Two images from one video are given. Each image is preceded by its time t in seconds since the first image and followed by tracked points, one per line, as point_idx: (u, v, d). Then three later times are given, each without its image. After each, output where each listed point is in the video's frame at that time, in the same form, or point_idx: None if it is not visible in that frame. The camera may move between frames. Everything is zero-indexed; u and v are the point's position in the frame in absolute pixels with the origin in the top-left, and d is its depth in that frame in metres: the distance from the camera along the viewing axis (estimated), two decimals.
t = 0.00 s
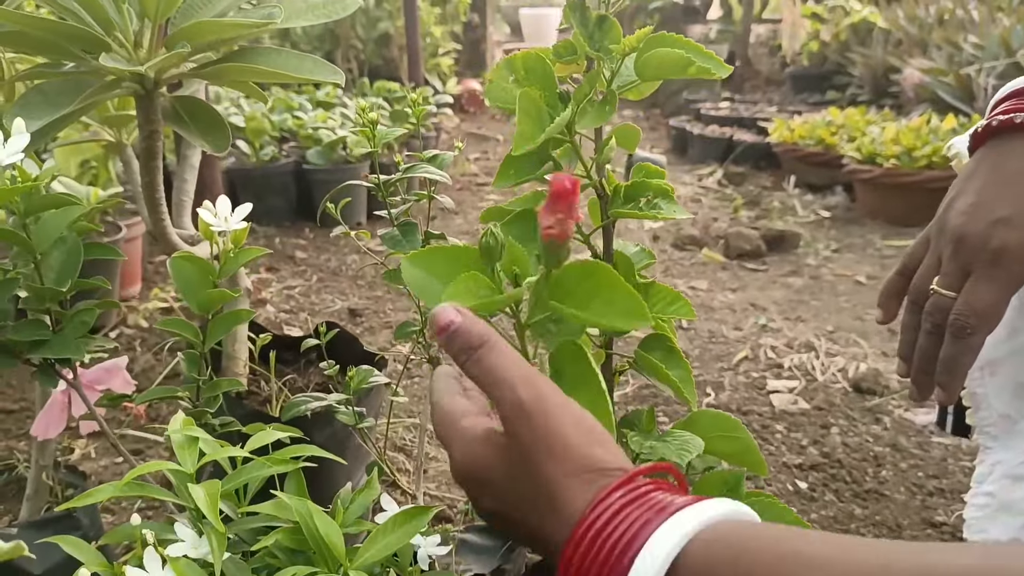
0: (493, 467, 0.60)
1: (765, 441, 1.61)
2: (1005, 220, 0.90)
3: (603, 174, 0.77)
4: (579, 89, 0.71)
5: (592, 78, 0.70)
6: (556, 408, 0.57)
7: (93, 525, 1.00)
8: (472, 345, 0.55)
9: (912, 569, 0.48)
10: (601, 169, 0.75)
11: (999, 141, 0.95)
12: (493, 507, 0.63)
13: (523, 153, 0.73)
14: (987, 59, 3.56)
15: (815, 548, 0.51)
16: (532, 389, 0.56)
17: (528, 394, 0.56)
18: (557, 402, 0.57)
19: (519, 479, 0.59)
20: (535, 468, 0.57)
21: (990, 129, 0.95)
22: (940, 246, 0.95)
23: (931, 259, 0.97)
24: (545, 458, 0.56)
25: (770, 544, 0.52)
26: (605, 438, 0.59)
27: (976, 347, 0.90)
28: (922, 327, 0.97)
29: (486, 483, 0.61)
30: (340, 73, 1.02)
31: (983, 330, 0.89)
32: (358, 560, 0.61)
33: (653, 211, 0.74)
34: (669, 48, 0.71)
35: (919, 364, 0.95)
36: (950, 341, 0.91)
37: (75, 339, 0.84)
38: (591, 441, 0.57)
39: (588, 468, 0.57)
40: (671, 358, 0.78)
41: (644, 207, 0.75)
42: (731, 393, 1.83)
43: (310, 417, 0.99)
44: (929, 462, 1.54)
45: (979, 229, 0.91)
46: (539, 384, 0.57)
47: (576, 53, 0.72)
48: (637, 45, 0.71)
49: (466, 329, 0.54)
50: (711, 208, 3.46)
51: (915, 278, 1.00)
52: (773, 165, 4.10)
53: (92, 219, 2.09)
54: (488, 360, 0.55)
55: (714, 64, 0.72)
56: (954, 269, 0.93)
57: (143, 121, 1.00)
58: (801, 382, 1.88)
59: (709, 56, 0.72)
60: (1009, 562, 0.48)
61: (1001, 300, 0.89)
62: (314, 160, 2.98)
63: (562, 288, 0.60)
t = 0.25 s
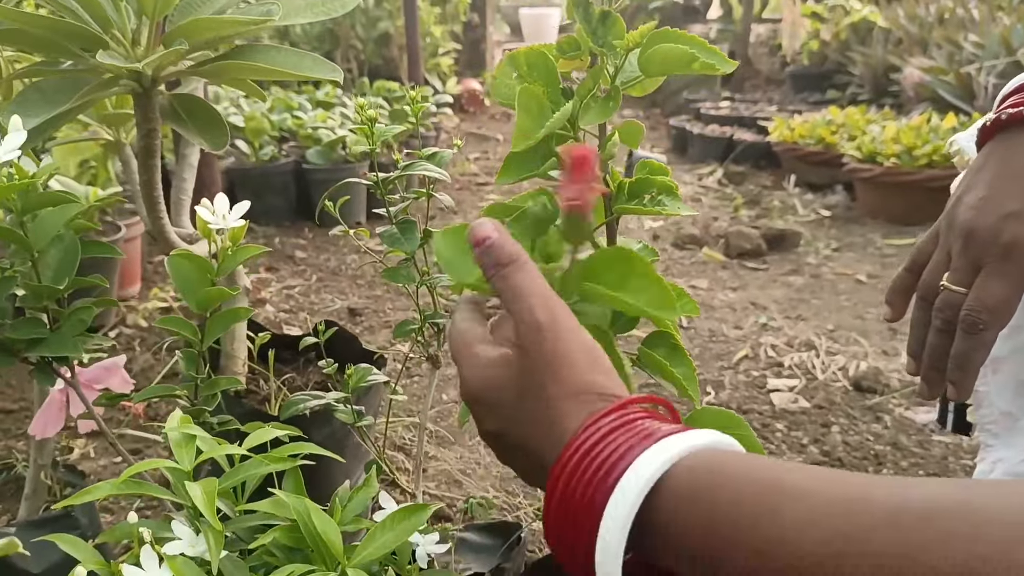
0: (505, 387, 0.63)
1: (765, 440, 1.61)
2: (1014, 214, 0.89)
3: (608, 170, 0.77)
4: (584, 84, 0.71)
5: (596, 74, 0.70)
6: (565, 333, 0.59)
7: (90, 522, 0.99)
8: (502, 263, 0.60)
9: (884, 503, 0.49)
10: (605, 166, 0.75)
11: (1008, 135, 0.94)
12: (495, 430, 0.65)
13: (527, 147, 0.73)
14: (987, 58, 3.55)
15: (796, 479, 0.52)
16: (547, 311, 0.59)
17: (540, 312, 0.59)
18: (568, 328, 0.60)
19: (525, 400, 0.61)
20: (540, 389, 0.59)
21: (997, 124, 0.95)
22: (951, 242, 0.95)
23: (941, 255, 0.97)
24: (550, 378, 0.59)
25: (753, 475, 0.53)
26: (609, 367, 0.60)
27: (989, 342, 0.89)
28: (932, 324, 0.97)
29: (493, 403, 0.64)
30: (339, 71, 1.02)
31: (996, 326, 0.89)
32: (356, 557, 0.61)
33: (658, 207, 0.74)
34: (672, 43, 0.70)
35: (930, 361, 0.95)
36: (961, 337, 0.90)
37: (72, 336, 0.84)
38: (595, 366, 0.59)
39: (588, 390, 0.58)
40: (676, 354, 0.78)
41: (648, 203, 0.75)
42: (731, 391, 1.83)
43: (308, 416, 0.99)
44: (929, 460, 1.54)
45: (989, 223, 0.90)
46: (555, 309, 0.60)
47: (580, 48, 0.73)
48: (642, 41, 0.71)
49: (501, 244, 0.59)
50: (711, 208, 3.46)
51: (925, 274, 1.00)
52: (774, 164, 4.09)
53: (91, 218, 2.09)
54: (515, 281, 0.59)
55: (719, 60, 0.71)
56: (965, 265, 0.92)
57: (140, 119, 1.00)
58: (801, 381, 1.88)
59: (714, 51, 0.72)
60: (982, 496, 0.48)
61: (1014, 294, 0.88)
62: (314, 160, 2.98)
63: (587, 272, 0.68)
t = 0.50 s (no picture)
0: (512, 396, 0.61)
1: (766, 438, 1.60)
2: (1012, 211, 0.88)
3: (615, 167, 0.77)
4: (596, 80, 0.70)
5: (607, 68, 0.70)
6: (582, 342, 0.59)
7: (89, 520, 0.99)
8: (531, 283, 0.61)
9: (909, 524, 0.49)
10: (613, 162, 0.75)
11: (1005, 132, 0.93)
12: (500, 442, 0.63)
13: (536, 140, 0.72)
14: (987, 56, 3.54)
15: (819, 496, 0.52)
16: (567, 321, 0.59)
17: (557, 323, 0.59)
18: (587, 337, 0.60)
19: (535, 410, 0.59)
20: (554, 397, 0.58)
21: (996, 120, 0.94)
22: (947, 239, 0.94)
23: (937, 252, 0.96)
24: (568, 388, 0.58)
25: (774, 491, 0.53)
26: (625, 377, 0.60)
27: (986, 339, 0.89)
28: (929, 320, 0.96)
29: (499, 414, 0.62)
30: (335, 68, 1.02)
31: (992, 323, 0.88)
32: (356, 555, 0.61)
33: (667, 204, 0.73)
34: (686, 39, 0.69)
35: (926, 357, 0.94)
36: (957, 333, 0.89)
37: (69, 334, 0.83)
38: (613, 376, 0.59)
39: (605, 401, 0.58)
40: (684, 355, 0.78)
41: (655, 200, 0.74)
42: (732, 390, 1.82)
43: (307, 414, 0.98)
44: (931, 459, 1.53)
45: (987, 220, 0.90)
46: (575, 321, 0.60)
47: (591, 42, 0.73)
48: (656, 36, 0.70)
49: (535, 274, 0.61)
50: (712, 207, 3.46)
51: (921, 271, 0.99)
52: (774, 163, 4.09)
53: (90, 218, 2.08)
54: (536, 298, 0.60)
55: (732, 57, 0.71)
56: (962, 261, 0.92)
57: (138, 116, 0.99)
58: (801, 379, 1.87)
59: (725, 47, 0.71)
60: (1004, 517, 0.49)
61: (1010, 292, 0.88)
62: (314, 160, 2.98)
63: (615, 307, 0.65)
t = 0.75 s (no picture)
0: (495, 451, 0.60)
1: (765, 437, 1.60)
2: (1010, 207, 0.88)
3: (613, 166, 0.76)
4: (593, 77, 0.69)
5: (605, 66, 0.69)
6: (566, 389, 0.58)
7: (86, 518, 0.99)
8: (521, 339, 0.61)
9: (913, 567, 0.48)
10: (612, 161, 0.74)
11: (1003, 128, 0.93)
12: (488, 501, 0.62)
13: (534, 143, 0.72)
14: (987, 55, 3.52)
15: (818, 542, 0.51)
16: (552, 370, 0.59)
17: (542, 373, 0.59)
18: (572, 385, 0.59)
19: (518, 462, 0.58)
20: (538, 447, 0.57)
21: (996, 115, 0.93)
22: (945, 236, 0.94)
23: (935, 249, 0.96)
24: (553, 436, 0.57)
25: (770, 536, 0.51)
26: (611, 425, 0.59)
27: (984, 334, 0.89)
28: (927, 316, 0.96)
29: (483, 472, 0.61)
30: (333, 65, 1.01)
31: (990, 319, 0.88)
32: (351, 553, 0.60)
33: (665, 205, 0.72)
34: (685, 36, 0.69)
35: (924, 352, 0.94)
36: (955, 329, 0.89)
37: (63, 333, 0.83)
38: (598, 423, 0.58)
39: (592, 450, 0.57)
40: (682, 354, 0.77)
41: (655, 199, 0.73)
42: (731, 389, 1.82)
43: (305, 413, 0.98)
44: (930, 457, 1.53)
45: (985, 216, 0.89)
46: (560, 371, 0.60)
47: (589, 40, 0.71)
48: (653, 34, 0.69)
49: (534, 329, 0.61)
50: (711, 206, 3.45)
51: (919, 268, 0.99)
52: (774, 162, 4.09)
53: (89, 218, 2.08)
54: (523, 351, 0.60)
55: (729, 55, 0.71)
56: (960, 258, 0.92)
57: (134, 114, 0.99)
58: (801, 378, 1.87)
59: (723, 45, 0.71)
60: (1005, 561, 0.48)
61: (1009, 287, 0.88)
62: (313, 159, 2.97)
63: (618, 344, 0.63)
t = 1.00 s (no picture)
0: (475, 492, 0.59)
1: (765, 435, 1.60)
2: (1008, 215, 0.87)
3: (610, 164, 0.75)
4: (590, 74, 0.69)
5: (601, 63, 0.68)
6: (531, 418, 0.57)
7: (86, 516, 0.99)
8: (470, 374, 0.60)
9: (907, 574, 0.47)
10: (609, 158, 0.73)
11: (999, 135, 0.93)
12: (473, 541, 0.60)
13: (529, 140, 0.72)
14: (987, 53, 3.52)
15: (809, 556, 0.50)
16: (511, 401, 0.58)
17: (503, 406, 0.58)
18: (534, 412, 0.58)
19: (497, 500, 0.57)
20: (514, 483, 0.56)
21: (989, 123, 0.93)
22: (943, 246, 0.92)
23: (933, 259, 0.94)
24: (525, 468, 0.56)
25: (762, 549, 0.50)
26: (586, 445, 0.58)
27: (984, 344, 0.86)
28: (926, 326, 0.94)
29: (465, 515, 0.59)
30: (332, 62, 1.01)
31: (988, 329, 0.85)
32: (349, 549, 0.60)
33: (663, 202, 0.72)
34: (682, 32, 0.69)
35: (923, 363, 0.92)
36: (954, 339, 0.87)
37: (62, 330, 0.83)
38: (568, 447, 0.57)
39: (568, 477, 0.56)
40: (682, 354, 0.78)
41: (653, 196, 0.73)
42: (731, 387, 1.82)
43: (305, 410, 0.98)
44: (931, 455, 1.53)
45: (982, 224, 0.88)
46: (521, 400, 0.58)
47: (585, 36, 0.72)
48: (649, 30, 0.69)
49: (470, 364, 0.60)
50: (712, 205, 3.45)
51: (918, 277, 0.97)
52: (774, 161, 4.09)
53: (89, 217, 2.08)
54: (478, 383, 0.59)
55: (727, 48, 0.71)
56: (957, 267, 0.89)
57: (132, 112, 0.99)
58: (801, 376, 1.87)
59: (721, 39, 0.71)
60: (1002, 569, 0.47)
61: (1009, 296, 0.85)
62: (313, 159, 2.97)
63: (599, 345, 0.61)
